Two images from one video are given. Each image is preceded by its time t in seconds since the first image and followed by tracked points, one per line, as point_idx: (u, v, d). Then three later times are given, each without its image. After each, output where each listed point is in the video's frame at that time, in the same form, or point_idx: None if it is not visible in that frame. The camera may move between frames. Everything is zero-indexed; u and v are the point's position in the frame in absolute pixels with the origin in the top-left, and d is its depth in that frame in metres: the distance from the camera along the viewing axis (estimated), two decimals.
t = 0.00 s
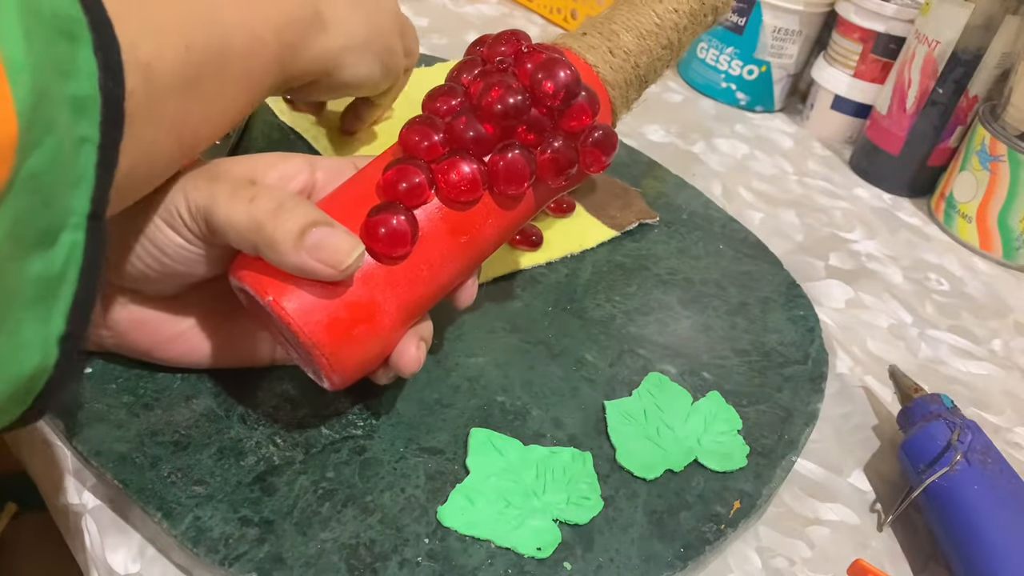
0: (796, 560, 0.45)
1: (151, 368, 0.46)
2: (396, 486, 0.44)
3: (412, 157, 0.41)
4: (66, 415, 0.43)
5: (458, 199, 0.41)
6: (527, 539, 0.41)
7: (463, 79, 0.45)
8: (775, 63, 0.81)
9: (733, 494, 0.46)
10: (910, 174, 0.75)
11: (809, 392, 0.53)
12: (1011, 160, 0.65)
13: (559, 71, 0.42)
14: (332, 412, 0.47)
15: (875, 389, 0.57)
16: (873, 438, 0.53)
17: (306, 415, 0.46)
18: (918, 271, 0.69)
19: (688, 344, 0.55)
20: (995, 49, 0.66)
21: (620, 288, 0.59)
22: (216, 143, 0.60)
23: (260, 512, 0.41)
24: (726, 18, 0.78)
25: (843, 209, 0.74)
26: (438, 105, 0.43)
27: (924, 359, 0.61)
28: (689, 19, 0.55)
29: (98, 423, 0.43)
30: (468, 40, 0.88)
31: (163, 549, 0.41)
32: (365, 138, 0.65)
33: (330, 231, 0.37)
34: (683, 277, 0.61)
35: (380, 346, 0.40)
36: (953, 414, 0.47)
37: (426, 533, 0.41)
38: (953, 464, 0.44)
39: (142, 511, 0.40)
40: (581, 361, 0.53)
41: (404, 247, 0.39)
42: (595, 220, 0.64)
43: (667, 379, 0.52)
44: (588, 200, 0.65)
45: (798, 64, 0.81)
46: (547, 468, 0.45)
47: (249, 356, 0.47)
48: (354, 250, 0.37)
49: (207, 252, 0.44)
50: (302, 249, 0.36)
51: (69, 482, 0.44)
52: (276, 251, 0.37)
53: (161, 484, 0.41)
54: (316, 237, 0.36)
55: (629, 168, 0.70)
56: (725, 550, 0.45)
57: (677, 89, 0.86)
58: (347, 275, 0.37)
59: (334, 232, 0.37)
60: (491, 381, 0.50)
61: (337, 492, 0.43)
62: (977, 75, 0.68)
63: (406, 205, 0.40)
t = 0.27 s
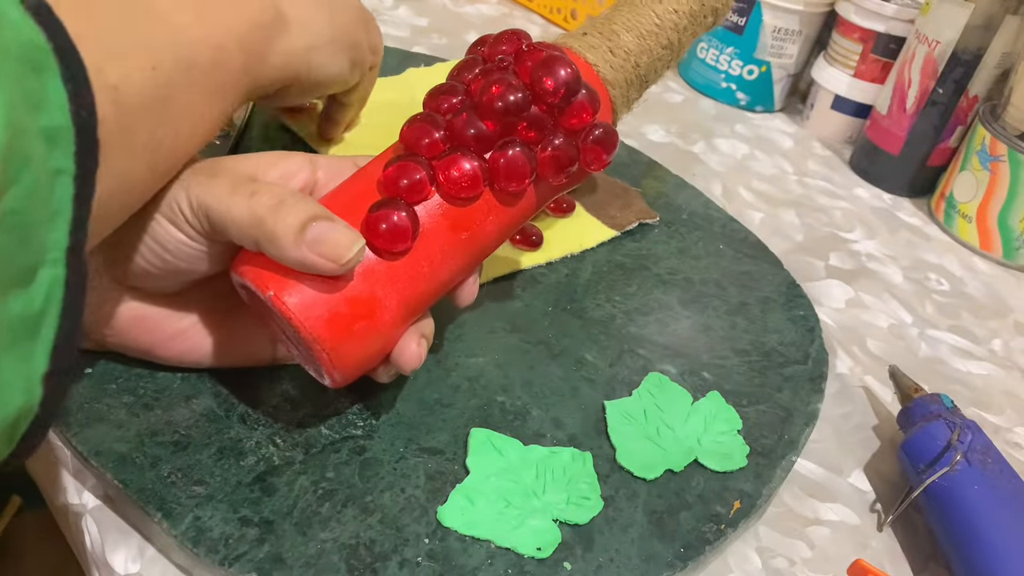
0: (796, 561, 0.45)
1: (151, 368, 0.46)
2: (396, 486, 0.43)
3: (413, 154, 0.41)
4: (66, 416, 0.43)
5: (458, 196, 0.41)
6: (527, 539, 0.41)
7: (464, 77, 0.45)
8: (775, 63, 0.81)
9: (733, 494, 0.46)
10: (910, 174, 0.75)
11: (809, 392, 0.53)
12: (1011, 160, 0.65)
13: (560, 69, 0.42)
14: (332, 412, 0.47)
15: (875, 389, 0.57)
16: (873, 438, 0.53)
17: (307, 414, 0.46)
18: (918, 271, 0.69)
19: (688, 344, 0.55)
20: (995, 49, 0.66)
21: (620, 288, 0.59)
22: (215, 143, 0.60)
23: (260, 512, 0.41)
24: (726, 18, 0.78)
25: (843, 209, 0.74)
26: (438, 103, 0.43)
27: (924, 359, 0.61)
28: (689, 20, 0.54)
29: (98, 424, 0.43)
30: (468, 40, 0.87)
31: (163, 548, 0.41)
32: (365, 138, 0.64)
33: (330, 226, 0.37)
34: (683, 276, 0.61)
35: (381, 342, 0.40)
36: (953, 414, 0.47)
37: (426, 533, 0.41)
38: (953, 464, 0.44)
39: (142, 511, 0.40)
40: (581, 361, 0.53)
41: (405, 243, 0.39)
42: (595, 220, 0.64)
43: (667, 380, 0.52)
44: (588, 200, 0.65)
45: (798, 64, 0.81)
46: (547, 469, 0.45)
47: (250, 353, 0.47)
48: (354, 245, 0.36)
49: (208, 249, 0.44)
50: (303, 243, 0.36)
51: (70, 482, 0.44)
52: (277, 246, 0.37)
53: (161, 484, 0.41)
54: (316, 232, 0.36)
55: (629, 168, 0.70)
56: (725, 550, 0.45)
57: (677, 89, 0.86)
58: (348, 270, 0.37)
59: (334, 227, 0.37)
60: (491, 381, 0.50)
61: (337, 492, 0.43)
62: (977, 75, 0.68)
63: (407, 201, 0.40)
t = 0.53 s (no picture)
0: (796, 561, 0.45)
1: (151, 367, 0.46)
2: (396, 486, 0.43)
3: (412, 152, 0.41)
4: (66, 415, 0.43)
5: (458, 195, 0.41)
6: (527, 539, 0.41)
7: (463, 77, 0.45)
8: (775, 63, 0.81)
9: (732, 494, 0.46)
10: (910, 174, 0.75)
11: (809, 392, 0.53)
12: (1011, 160, 0.65)
13: (559, 68, 0.42)
14: (332, 411, 0.47)
15: (875, 389, 0.57)
16: (873, 438, 0.53)
17: (306, 414, 0.46)
18: (917, 271, 0.69)
19: (688, 344, 0.55)
20: (995, 49, 0.66)
21: (620, 288, 0.59)
22: (215, 143, 0.60)
23: (260, 512, 0.41)
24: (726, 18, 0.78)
25: (843, 209, 0.74)
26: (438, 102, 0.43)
27: (924, 359, 0.61)
28: (688, 19, 0.55)
29: (97, 424, 0.43)
30: (468, 39, 0.87)
31: (162, 549, 0.41)
32: (365, 138, 0.64)
33: (329, 224, 0.36)
34: (683, 276, 0.61)
35: (379, 341, 0.40)
36: (953, 413, 0.47)
37: (426, 533, 0.41)
38: (953, 464, 0.44)
39: (142, 510, 0.40)
40: (581, 361, 0.53)
41: (403, 242, 0.39)
42: (595, 220, 0.64)
43: (667, 380, 0.52)
44: (588, 199, 0.65)
45: (798, 64, 0.81)
46: (547, 468, 0.45)
47: (250, 352, 0.47)
48: (353, 242, 0.36)
49: (207, 248, 0.44)
50: (301, 242, 0.36)
51: (70, 482, 0.44)
52: (275, 244, 0.37)
53: (161, 484, 0.41)
54: (314, 230, 0.36)
55: (629, 168, 0.70)
56: (725, 550, 0.45)
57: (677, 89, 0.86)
58: (347, 268, 0.37)
59: (333, 225, 0.37)
60: (491, 380, 0.50)
61: (337, 492, 0.43)
62: (977, 75, 0.68)
63: (406, 199, 0.40)
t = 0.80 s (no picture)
0: (796, 561, 0.45)
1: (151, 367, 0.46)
2: (396, 486, 0.44)
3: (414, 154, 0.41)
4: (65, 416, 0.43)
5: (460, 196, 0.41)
6: (527, 539, 0.41)
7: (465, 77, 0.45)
8: (775, 63, 0.81)
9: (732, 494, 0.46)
10: (910, 174, 0.75)
11: (809, 391, 0.53)
12: (1011, 160, 0.65)
13: (562, 71, 0.42)
14: (332, 412, 0.47)
15: (875, 389, 0.57)
16: (872, 438, 0.53)
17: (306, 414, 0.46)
18: (917, 271, 0.69)
19: (688, 344, 0.55)
20: (995, 49, 0.66)
21: (620, 288, 0.59)
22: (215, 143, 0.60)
23: (260, 512, 0.41)
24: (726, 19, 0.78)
25: (843, 209, 0.74)
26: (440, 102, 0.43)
27: (924, 359, 0.61)
28: (690, 22, 0.54)
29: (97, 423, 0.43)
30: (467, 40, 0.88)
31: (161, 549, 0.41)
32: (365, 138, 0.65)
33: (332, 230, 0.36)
34: (683, 276, 0.61)
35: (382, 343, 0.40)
36: (953, 413, 0.47)
37: (426, 533, 0.41)
38: (953, 463, 0.44)
39: (142, 510, 0.40)
40: (581, 361, 0.53)
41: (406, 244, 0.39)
42: (595, 220, 0.64)
43: (667, 379, 0.52)
44: (588, 199, 0.65)
45: (798, 64, 0.81)
46: (547, 468, 0.45)
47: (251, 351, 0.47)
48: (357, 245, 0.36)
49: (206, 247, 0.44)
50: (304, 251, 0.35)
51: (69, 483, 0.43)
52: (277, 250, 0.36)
53: (161, 484, 0.41)
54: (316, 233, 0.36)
55: (630, 168, 0.70)
56: (724, 550, 0.45)
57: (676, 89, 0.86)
58: (350, 270, 0.37)
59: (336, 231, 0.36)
60: (491, 380, 0.50)
61: (337, 492, 0.43)
62: (977, 75, 0.68)
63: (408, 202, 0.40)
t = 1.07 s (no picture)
0: (796, 560, 0.46)
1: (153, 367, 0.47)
2: (396, 486, 0.44)
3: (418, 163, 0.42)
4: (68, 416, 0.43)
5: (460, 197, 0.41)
6: (527, 539, 0.41)
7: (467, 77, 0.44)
8: (775, 63, 0.81)
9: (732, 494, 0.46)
10: (910, 174, 0.75)
11: (809, 391, 0.54)
12: (1010, 160, 0.65)
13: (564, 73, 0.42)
14: (332, 412, 0.47)
15: (875, 389, 0.57)
16: (871, 439, 0.53)
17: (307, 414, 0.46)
18: (916, 271, 0.69)
19: (688, 344, 0.56)
20: (995, 49, 0.67)
21: (619, 288, 0.59)
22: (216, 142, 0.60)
23: (260, 511, 0.41)
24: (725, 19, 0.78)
25: (842, 209, 0.74)
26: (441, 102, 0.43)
27: (924, 359, 0.61)
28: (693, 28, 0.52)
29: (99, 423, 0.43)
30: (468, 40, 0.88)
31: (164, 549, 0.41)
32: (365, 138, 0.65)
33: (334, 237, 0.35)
34: (683, 276, 0.61)
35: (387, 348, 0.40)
36: (953, 414, 0.47)
37: (426, 533, 0.42)
38: (953, 463, 0.44)
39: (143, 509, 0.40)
40: (580, 361, 0.53)
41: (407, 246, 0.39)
42: (595, 220, 0.64)
43: (667, 379, 0.52)
44: (588, 199, 0.66)
45: (798, 65, 0.82)
46: (547, 468, 0.45)
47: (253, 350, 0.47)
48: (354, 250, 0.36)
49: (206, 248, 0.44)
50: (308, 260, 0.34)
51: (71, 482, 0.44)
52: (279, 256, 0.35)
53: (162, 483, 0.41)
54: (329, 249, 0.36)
55: (630, 168, 0.70)
56: (724, 551, 0.45)
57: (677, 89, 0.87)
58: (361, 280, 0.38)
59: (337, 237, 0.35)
60: (491, 381, 0.50)
61: (337, 492, 0.43)
62: (977, 75, 0.68)
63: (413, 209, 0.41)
